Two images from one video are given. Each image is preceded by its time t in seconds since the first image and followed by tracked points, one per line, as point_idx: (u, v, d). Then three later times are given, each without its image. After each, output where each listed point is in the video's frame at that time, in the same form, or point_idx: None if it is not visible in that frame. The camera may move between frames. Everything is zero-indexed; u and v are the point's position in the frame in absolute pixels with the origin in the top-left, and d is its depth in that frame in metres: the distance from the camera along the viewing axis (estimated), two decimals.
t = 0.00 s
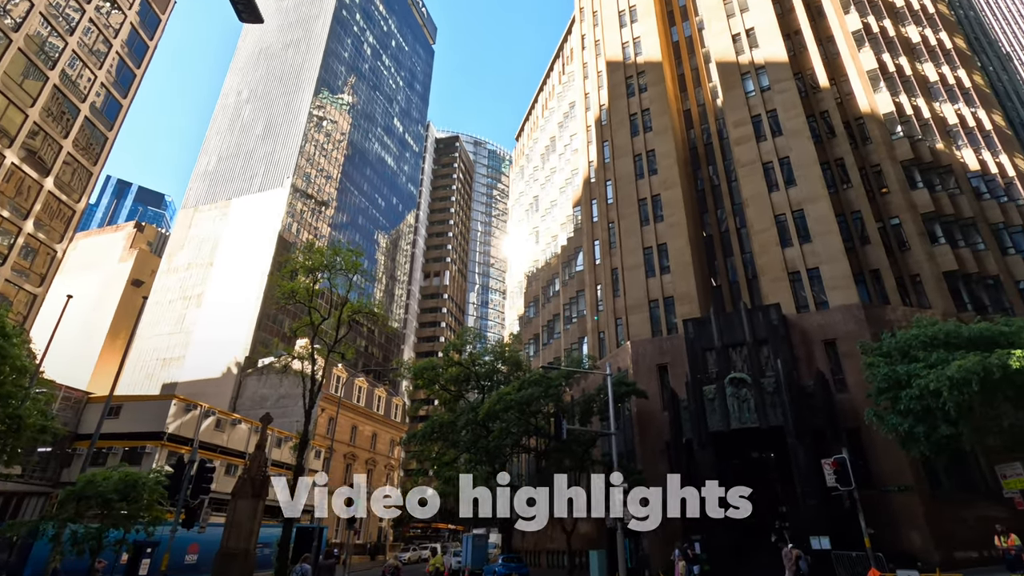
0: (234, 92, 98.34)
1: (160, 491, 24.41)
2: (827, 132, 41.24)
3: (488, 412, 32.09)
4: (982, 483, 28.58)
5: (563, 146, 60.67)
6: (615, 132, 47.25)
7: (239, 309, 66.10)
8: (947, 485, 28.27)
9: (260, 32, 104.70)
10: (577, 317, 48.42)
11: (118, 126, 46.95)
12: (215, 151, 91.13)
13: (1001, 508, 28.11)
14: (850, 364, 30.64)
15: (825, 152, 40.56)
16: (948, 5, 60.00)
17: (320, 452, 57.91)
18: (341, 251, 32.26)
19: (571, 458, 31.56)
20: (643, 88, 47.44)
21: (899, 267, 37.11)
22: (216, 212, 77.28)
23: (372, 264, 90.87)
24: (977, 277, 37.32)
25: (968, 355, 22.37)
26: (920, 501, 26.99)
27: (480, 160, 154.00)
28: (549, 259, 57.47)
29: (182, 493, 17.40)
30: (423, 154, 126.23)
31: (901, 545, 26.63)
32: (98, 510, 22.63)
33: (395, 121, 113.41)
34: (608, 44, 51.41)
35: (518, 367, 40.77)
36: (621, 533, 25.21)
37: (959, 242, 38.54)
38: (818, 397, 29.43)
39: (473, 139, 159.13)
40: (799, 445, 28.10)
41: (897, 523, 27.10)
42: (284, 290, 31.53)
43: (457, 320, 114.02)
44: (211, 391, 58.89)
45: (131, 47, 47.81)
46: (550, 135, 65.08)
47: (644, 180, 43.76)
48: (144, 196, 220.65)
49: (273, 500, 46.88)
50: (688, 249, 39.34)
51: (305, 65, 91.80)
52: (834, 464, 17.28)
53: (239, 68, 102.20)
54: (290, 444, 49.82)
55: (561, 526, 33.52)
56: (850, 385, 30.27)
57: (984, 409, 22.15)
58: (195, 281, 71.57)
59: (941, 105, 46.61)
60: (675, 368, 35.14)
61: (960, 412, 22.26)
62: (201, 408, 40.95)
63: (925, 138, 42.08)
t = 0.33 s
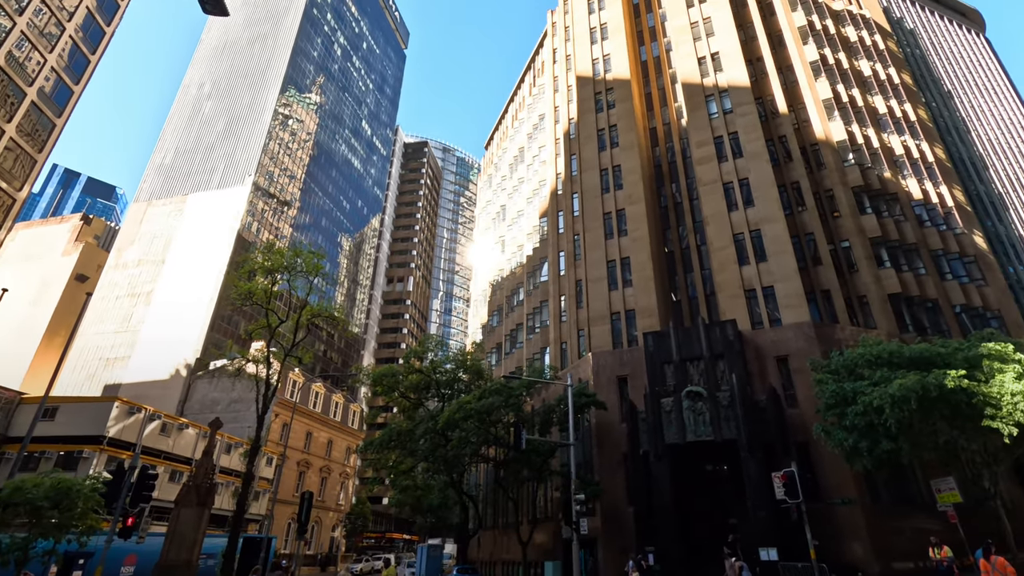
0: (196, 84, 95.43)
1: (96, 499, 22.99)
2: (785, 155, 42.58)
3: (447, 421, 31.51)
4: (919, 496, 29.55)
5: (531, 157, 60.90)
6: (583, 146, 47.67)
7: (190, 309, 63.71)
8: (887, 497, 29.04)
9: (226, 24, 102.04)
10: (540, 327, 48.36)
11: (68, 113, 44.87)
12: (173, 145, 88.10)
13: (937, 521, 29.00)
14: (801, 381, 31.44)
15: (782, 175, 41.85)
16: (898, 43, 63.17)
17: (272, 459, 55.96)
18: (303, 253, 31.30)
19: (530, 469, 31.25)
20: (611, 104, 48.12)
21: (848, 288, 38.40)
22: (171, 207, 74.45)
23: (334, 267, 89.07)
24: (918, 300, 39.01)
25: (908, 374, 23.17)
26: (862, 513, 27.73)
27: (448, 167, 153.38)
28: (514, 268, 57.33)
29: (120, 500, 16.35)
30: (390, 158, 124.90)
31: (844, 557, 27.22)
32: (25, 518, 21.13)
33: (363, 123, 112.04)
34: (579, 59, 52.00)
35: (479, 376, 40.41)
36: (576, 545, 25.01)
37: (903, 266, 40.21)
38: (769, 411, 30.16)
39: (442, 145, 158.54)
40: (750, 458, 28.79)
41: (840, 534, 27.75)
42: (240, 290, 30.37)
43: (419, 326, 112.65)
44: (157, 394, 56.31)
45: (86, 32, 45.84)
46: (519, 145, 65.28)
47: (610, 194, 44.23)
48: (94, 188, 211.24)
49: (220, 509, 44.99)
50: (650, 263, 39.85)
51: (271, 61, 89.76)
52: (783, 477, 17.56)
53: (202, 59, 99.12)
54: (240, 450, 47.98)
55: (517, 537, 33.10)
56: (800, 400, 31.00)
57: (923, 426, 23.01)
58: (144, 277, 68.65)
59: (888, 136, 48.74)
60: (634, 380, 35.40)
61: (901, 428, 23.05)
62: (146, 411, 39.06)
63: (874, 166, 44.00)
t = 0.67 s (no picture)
0: (160, 74, 92.45)
1: (34, 503, 21.66)
2: (749, 173, 43.56)
3: (411, 426, 30.92)
4: (867, 506, 30.26)
5: (503, 164, 60.86)
6: (555, 155, 47.86)
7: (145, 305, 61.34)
8: (837, 506, 29.73)
9: (194, 15, 99.31)
10: (507, 333, 48.14)
11: (19, 97, 42.78)
12: (133, 135, 85.05)
13: (883, 530, 29.75)
14: (759, 392, 32.03)
15: (746, 191, 42.81)
16: (857, 70, 65.75)
17: (227, 463, 54.08)
18: (266, 252, 30.31)
19: (492, 476, 30.88)
20: (583, 115, 48.49)
21: (805, 303, 39.37)
22: (128, 200, 71.76)
23: (298, 267, 87.11)
24: (871, 317, 40.32)
25: (860, 388, 23.77)
26: (813, 522, 28.32)
27: (420, 170, 152.15)
28: (482, 274, 57.05)
29: (60, 506, 15.36)
30: (360, 159, 123.45)
31: (795, 565, 27.72)
32: None
33: (334, 122, 110.36)
34: (553, 69, 52.27)
35: (444, 382, 39.90)
36: (536, 553, 24.75)
37: (857, 284, 41.53)
38: (728, 421, 30.61)
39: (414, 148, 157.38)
40: (709, 467, 29.02)
41: (791, 543, 28.29)
42: (198, 288, 29.24)
43: (385, 330, 111.11)
44: (105, 393, 53.82)
45: (43, 14, 43.86)
46: (492, 151, 65.22)
47: (580, 204, 44.48)
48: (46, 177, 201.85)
49: (169, 515, 43.19)
50: (617, 273, 40.18)
51: (240, 54, 87.60)
52: (740, 487, 17.71)
53: (167, 49, 96.27)
54: (192, 453, 46.13)
55: (477, 546, 32.60)
56: (758, 411, 31.58)
57: (872, 438, 23.78)
58: (96, 272, 65.92)
59: (847, 158, 50.41)
60: (599, 389, 35.48)
61: (852, 441, 23.62)
62: (92, 412, 37.23)
63: (832, 187, 45.48)
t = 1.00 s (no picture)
0: (131, 62, 89.96)
1: None
2: (723, 183, 44.14)
3: (383, 428, 30.42)
4: (831, 510, 30.77)
5: (482, 167, 60.67)
6: (534, 160, 47.87)
7: (108, 300, 59.46)
8: (802, 511, 30.11)
9: (170, 3, 96.87)
10: (483, 336, 47.88)
11: None
12: (101, 125, 82.61)
13: (845, 535, 30.31)
14: (730, 399, 32.39)
15: (721, 201, 43.36)
16: (829, 86, 67.38)
17: (191, 465, 52.61)
18: (238, 248, 29.49)
19: (464, 480, 30.57)
20: (564, 121, 48.64)
21: (775, 312, 40.00)
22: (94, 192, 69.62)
23: (271, 264, 85.41)
24: (837, 326, 41.17)
25: (826, 396, 24.17)
26: (779, 527, 28.65)
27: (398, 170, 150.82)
28: (459, 276, 56.77)
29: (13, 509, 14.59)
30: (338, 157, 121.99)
31: (761, 569, 28.05)
32: None
33: (312, 119, 108.83)
34: (534, 74, 52.31)
35: (418, 385, 39.40)
36: (507, 556, 24.52)
37: (825, 294, 42.39)
38: (699, 426, 30.89)
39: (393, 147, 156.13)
40: (679, 472, 29.22)
41: (758, 547, 28.59)
42: (166, 284, 28.29)
43: (360, 331, 109.68)
44: (65, 390, 51.90)
45: None
46: (471, 153, 65.01)
47: (558, 209, 44.53)
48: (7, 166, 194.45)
49: (129, 517, 41.76)
50: (594, 278, 40.30)
51: (217, 46, 85.58)
52: (710, 491, 17.81)
53: (140, 36, 93.76)
54: (155, 454, 44.69)
55: (448, 550, 32.20)
56: (728, 417, 31.90)
57: (837, 444, 24.25)
58: (57, 265, 63.81)
59: (818, 171, 51.50)
60: (573, 394, 35.44)
61: (817, 447, 24.01)
62: (50, 409, 35.88)
63: (803, 200, 46.38)
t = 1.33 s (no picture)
0: (109, 52, 88.09)
1: None
2: (705, 189, 44.53)
3: (362, 428, 30.05)
4: (804, 512, 31.24)
5: (467, 167, 60.44)
6: (519, 161, 47.81)
7: (79, 294, 57.88)
8: (776, 512, 30.34)
9: None
10: (464, 336, 47.59)
11: None
12: (76, 114, 80.91)
13: (817, 536, 30.71)
14: (708, 402, 32.63)
15: (702, 206, 43.75)
16: (808, 96, 68.48)
17: (164, 464, 51.44)
18: (216, 244, 28.82)
19: (443, 480, 30.30)
20: (549, 123, 48.65)
21: (753, 317, 40.47)
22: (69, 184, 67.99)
23: (249, 260, 84.03)
24: (813, 332, 41.73)
25: (802, 400, 24.43)
26: (754, 529, 28.94)
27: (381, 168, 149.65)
28: (441, 276, 56.47)
29: None
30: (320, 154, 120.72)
31: (735, 570, 28.29)
32: None
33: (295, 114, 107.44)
34: (520, 75, 52.23)
35: (398, 384, 39.03)
36: (485, 558, 24.32)
37: (802, 300, 42.98)
38: (677, 428, 31.04)
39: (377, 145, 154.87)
40: (657, 474, 29.34)
41: (733, 548, 28.84)
42: (141, 279, 27.53)
43: (340, 329, 108.46)
44: (34, 386, 50.39)
45: None
46: (456, 153, 64.77)
47: (542, 211, 44.52)
48: None
49: (97, 517, 40.63)
50: (576, 280, 40.33)
51: (197, 37, 83.89)
52: (686, 493, 17.85)
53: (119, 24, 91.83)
54: (126, 452, 43.55)
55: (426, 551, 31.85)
56: (706, 419, 32.17)
57: (812, 447, 24.47)
58: (28, 257, 62.21)
59: (797, 179, 52.25)
60: (554, 395, 35.40)
61: (792, 450, 24.21)
62: (15, 406, 35.04)
63: (782, 207, 47.01)
